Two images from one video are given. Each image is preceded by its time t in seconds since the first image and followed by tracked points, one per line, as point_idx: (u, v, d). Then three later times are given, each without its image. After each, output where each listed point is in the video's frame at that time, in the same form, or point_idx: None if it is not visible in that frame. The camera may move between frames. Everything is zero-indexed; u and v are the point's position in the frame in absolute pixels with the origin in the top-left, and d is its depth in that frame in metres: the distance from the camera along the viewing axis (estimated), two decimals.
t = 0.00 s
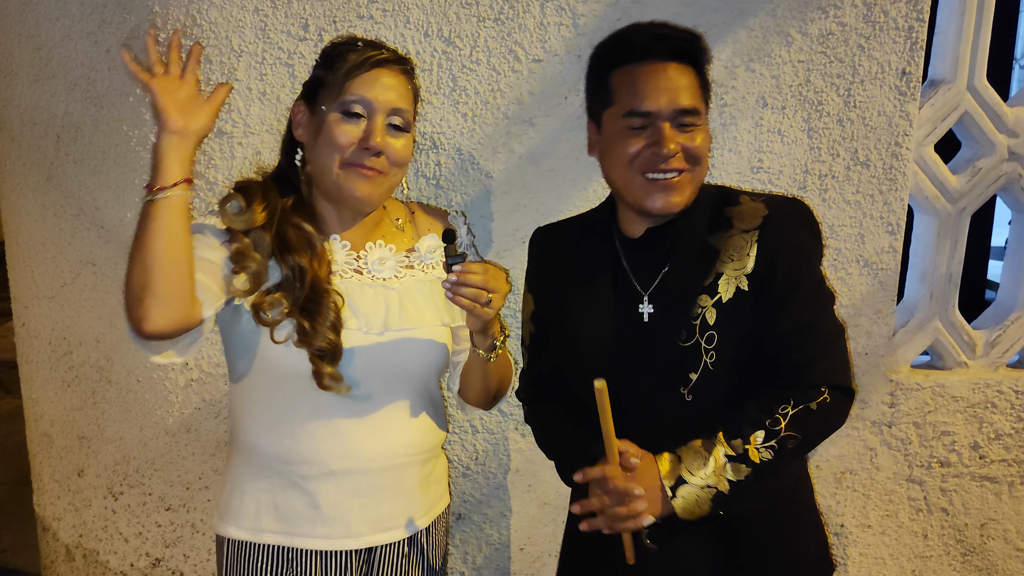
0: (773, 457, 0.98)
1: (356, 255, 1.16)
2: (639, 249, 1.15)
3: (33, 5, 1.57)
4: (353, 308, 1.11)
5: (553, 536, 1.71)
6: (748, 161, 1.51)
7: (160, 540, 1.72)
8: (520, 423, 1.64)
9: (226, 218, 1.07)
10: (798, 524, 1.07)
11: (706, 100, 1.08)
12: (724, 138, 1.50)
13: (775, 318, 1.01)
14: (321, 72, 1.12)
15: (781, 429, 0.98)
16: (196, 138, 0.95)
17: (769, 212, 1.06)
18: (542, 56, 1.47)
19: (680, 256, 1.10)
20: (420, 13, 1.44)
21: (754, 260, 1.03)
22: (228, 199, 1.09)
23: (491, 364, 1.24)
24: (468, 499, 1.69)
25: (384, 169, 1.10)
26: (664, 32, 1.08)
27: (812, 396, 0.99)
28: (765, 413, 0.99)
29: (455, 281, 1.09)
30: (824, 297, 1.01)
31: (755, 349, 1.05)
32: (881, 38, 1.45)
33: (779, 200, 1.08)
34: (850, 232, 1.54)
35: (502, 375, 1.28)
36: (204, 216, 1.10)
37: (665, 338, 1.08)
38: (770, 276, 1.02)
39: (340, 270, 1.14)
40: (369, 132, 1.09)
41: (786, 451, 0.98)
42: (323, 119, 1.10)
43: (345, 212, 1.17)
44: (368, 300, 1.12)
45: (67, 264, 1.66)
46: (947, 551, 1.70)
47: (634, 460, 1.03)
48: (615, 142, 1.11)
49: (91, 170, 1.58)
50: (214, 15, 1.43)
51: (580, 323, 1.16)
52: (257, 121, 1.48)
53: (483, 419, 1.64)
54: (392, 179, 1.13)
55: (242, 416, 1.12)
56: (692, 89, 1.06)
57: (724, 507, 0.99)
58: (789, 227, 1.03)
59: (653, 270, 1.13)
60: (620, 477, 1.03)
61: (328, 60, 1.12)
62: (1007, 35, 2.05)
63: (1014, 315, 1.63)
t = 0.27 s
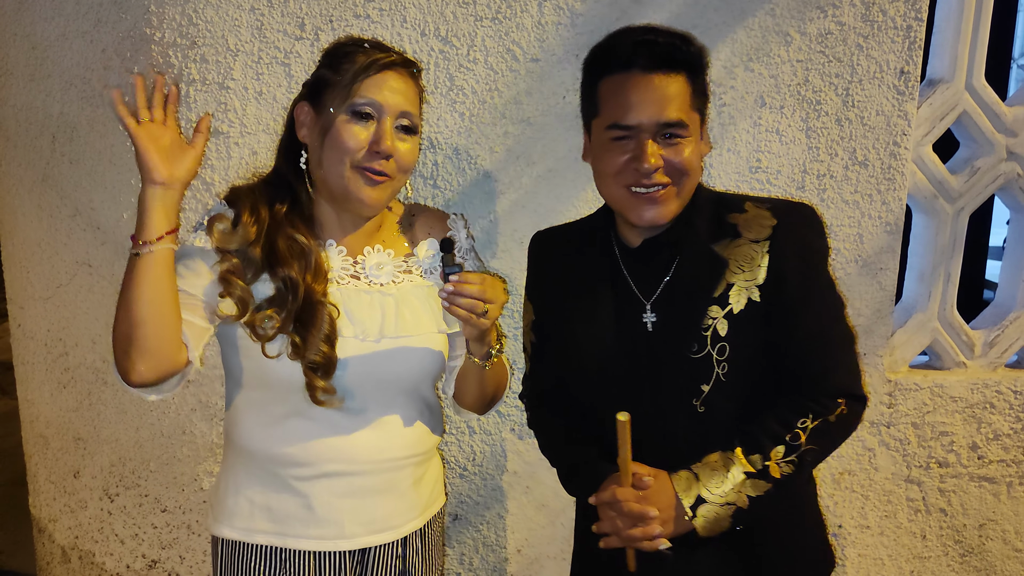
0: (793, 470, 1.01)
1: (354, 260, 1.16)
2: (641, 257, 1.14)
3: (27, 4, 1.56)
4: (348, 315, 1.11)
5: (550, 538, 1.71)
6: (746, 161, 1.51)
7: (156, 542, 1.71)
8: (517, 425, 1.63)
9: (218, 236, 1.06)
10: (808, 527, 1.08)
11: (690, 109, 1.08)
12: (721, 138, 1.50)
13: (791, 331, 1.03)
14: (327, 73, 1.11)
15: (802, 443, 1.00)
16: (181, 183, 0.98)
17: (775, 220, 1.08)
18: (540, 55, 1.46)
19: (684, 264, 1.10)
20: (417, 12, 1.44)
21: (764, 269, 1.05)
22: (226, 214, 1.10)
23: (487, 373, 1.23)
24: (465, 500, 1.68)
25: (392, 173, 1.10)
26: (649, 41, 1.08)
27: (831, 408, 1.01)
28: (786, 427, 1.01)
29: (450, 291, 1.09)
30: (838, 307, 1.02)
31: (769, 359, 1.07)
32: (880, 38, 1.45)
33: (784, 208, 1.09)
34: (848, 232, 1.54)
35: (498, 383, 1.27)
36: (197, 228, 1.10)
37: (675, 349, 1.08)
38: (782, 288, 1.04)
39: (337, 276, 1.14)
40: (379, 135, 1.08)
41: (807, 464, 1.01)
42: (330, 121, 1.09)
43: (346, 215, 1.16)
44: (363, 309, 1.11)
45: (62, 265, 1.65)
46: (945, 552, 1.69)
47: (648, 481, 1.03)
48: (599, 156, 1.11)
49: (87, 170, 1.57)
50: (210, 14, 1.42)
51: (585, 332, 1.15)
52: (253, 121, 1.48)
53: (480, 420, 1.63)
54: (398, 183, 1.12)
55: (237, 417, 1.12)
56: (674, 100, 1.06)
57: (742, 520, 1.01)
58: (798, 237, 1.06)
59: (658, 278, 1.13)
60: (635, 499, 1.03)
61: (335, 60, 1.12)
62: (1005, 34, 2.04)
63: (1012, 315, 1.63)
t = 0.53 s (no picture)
0: (815, 487, 1.00)
1: (353, 263, 1.15)
2: (657, 261, 1.11)
3: (25, 5, 1.56)
4: (350, 320, 1.11)
5: (549, 540, 1.70)
6: (746, 162, 1.50)
7: (154, 544, 1.71)
8: (516, 426, 1.63)
9: (219, 245, 1.05)
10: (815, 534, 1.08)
11: (719, 113, 1.02)
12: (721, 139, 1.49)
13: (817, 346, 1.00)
14: (314, 76, 1.10)
15: (825, 461, 0.99)
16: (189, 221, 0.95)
17: (802, 230, 1.04)
18: (539, 56, 1.45)
19: (704, 270, 1.08)
20: (416, 13, 1.43)
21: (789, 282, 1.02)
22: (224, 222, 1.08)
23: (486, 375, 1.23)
24: (464, 502, 1.68)
25: (389, 170, 1.09)
26: (677, 41, 1.02)
27: (857, 426, 0.99)
28: (809, 444, 1.00)
29: (452, 297, 1.08)
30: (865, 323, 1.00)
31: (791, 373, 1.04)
32: (880, 38, 1.44)
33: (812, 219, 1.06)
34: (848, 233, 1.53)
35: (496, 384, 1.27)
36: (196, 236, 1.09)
37: (692, 357, 1.06)
38: (804, 302, 1.01)
39: (338, 280, 1.13)
40: (373, 133, 1.07)
41: (829, 481, 1.00)
42: (323, 122, 1.08)
43: (345, 218, 1.16)
44: (364, 312, 1.11)
45: (60, 266, 1.64)
46: (946, 554, 1.69)
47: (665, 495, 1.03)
48: (620, 156, 1.08)
49: (84, 171, 1.57)
50: (208, 15, 1.42)
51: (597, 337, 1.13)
52: (251, 122, 1.47)
53: (479, 421, 1.63)
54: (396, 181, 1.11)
55: (236, 419, 1.11)
56: (702, 103, 1.01)
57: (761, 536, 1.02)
58: (825, 248, 1.02)
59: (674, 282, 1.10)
60: (650, 513, 1.03)
61: (322, 62, 1.10)
62: (1005, 35, 2.04)
63: (1013, 316, 1.62)
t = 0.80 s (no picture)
0: (834, 514, 0.96)
1: (354, 264, 1.14)
2: (686, 261, 1.09)
3: (22, 7, 1.55)
4: (355, 323, 1.10)
5: (547, 542, 1.70)
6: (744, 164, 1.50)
7: (151, 547, 1.70)
8: (514, 428, 1.63)
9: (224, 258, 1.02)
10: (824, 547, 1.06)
11: (773, 116, 0.99)
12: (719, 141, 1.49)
13: (848, 369, 0.96)
14: (305, 82, 1.08)
15: (847, 487, 0.96)
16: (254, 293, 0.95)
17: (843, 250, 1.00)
18: (537, 58, 1.45)
19: (734, 277, 1.05)
20: (414, 15, 1.43)
21: (821, 301, 0.98)
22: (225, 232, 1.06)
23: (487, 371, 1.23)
24: (463, 504, 1.68)
25: (389, 172, 1.09)
26: (738, 34, 0.98)
27: (882, 457, 0.96)
28: (832, 469, 0.97)
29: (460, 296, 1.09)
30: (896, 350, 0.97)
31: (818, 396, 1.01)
32: (879, 40, 1.44)
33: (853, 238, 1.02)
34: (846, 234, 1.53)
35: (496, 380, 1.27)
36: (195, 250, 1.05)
37: (709, 366, 1.04)
38: (834, 323, 0.98)
39: (340, 282, 1.12)
40: (372, 137, 1.07)
41: (849, 509, 0.96)
42: (320, 129, 1.06)
43: (346, 218, 1.16)
44: (368, 314, 1.10)
45: (57, 268, 1.64)
46: (944, 556, 1.69)
47: (674, 504, 1.01)
48: (663, 147, 1.05)
49: (82, 173, 1.57)
50: (205, 17, 1.42)
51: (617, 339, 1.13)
52: (249, 124, 1.47)
53: (477, 424, 1.63)
54: (395, 182, 1.12)
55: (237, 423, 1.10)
56: (755, 102, 0.97)
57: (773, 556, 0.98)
58: (863, 270, 0.98)
59: (699, 286, 1.08)
60: (655, 518, 1.01)
61: (308, 68, 1.09)
62: (1002, 37, 2.04)
63: (1011, 318, 1.62)
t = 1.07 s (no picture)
0: (830, 543, 0.94)
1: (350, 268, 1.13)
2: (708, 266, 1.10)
3: (19, 8, 1.55)
4: (359, 330, 1.09)
5: (543, 542, 1.70)
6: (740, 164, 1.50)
7: (147, 548, 1.70)
8: (511, 429, 1.63)
9: (229, 270, 1.01)
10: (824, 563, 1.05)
11: (792, 118, 0.97)
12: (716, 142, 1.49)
13: (862, 395, 0.93)
14: (293, 85, 1.06)
15: (847, 518, 0.93)
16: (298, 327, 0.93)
17: (869, 273, 0.95)
18: (533, 59, 1.46)
19: (754, 287, 1.04)
20: (410, 16, 1.43)
21: (838, 325, 0.95)
22: (224, 242, 1.04)
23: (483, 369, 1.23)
24: (460, 505, 1.68)
25: (385, 173, 1.09)
26: (758, 33, 0.98)
27: (890, 493, 0.91)
28: (834, 498, 0.94)
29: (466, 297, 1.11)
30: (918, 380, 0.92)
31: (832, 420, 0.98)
32: (874, 41, 1.45)
33: (880, 260, 0.97)
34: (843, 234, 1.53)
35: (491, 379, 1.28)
36: (194, 263, 1.02)
37: (719, 375, 1.03)
38: (851, 344, 0.94)
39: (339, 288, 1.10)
40: (367, 138, 1.07)
41: (846, 542, 0.93)
42: (314, 132, 1.05)
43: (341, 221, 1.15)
44: (369, 318, 1.10)
45: (54, 269, 1.64)
46: (940, 556, 1.69)
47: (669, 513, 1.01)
48: (682, 149, 1.05)
49: (78, 174, 1.57)
50: (201, 18, 1.42)
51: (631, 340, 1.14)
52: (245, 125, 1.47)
53: (474, 424, 1.63)
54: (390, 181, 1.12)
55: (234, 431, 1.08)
56: (773, 103, 0.96)
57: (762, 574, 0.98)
58: (885, 293, 0.94)
59: (719, 292, 1.08)
60: (649, 526, 1.01)
61: (296, 69, 1.06)
62: (998, 38, 2.04)
63: (1007, 318, 1.62)
